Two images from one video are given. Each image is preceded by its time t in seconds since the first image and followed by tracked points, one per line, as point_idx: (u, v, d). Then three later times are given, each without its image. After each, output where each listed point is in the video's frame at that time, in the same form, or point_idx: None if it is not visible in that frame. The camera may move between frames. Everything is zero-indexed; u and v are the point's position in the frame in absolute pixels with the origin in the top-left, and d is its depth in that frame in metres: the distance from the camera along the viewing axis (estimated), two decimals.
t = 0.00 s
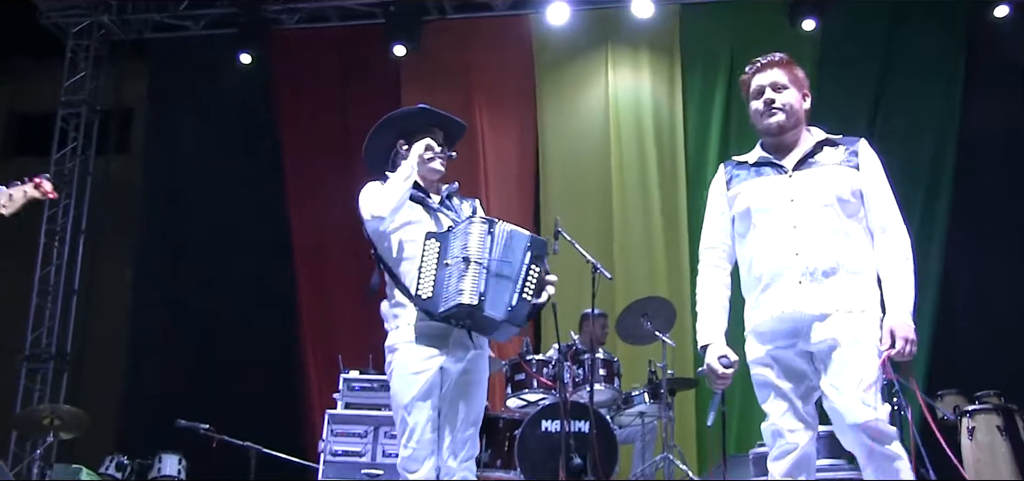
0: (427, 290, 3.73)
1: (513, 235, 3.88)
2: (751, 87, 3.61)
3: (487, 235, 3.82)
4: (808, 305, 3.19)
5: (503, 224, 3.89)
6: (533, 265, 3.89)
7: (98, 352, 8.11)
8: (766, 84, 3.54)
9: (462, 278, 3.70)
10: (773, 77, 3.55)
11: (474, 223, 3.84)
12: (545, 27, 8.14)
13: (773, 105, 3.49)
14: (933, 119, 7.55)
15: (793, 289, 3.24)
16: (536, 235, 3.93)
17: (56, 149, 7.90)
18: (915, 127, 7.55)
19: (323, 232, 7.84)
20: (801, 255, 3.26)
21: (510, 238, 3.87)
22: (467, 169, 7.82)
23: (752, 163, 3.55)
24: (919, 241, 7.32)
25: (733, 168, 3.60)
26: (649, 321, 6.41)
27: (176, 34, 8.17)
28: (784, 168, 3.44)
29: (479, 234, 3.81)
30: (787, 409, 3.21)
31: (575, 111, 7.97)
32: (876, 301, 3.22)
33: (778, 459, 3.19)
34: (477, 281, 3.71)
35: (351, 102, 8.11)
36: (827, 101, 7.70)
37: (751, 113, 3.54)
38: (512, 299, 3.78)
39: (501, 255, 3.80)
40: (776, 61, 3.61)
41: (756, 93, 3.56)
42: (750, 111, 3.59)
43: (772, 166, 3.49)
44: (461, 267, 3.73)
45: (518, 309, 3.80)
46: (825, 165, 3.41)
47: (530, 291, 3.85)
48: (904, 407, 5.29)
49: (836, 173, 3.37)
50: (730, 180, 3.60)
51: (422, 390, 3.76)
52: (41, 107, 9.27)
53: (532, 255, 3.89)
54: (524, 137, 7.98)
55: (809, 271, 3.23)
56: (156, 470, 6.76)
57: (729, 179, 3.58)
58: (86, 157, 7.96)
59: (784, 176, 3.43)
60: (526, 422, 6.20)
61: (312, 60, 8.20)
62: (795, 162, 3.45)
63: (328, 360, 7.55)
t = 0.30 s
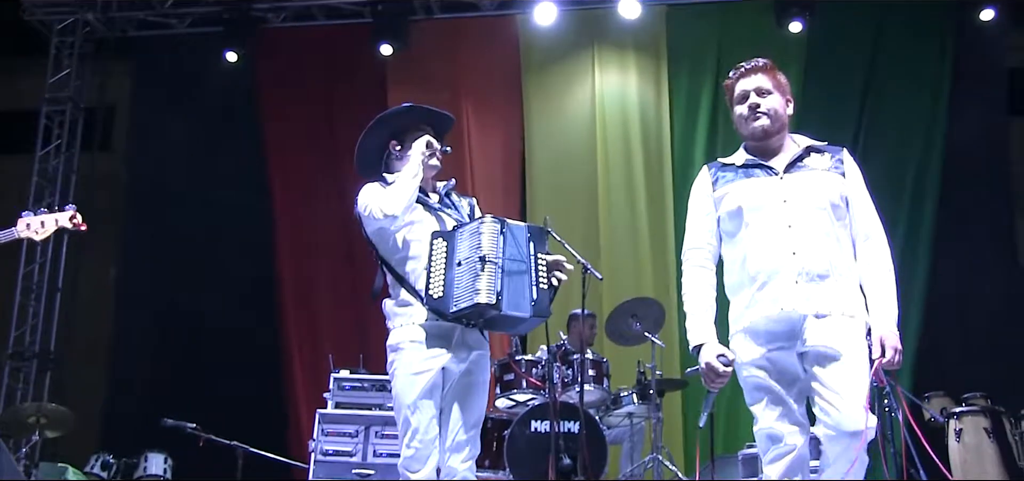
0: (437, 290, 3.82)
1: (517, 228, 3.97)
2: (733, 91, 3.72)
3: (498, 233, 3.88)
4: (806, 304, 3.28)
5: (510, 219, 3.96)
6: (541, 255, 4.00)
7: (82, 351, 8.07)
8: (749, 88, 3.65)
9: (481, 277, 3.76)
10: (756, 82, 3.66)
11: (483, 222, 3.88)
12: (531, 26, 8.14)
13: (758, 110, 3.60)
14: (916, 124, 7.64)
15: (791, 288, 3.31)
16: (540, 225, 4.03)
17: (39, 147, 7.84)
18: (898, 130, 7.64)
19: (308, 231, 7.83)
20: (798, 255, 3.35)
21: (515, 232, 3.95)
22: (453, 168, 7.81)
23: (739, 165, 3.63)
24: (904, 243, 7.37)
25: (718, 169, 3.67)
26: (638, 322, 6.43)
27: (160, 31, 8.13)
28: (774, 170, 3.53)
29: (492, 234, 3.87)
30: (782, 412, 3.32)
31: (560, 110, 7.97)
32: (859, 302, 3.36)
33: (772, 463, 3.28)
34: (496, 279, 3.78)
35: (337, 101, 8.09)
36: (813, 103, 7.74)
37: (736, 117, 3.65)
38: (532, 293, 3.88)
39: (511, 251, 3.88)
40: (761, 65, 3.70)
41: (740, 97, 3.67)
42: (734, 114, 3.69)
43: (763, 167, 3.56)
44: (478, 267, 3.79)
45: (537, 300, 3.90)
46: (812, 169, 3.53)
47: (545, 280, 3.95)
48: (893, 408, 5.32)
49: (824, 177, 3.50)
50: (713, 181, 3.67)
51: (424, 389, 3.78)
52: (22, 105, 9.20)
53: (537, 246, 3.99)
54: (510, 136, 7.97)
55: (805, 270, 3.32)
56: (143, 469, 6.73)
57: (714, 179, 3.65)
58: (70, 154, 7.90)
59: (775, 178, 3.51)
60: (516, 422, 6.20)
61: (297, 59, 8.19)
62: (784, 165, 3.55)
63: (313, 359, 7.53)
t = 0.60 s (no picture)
0: (416, 295, 3.78)
1: (492, 228, 3.90)
2: (733, 102, 3.79)
3: (469, 235, 3.85)
4: (806, 311, 3.29)
5: (485, 219, 3.91)
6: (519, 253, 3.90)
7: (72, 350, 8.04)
8: (748, 99, 3.72)
9: (447, 282, 3.76)
10: (754, 93, 3.74)
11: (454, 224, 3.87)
12: (522, 29, 8.16)
13: (756, 118, 3.66)
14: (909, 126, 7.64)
15: (792, 294, 3.32)
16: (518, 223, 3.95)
17: (29, 145, 7.80)
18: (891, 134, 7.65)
19: (298, 230, 7.79)
20: (800, 261, 3.37)
21: (490, 232, 3.89)
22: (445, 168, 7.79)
23: (739, 172, 3.65)
24: (895, 247, 7.39)
25: (716, 176, 3.69)
26: (632, 324, 6.44)
27: (151, 30, 8.09)
28: (774, 179, 3.56)
29: (463, 235, 3.85)
30: (787, 413, 3.22)
31: (552, 112, 7.97)
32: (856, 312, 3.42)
33: (772, 466, 3.19)
34: (462, 283, 3.76)
35: (328, 101, 8.07)
36: (805, 106, 7.76)
37: (734, 126, 3.70)
38: (506, 293, 3.81)
39: (482, 252, 3.84)
40: (758, 77, 3.78)
41: (739, 107, 3.74)
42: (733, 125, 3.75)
43: (761, 176, 3.60)
44: (446, 272, 3.78)
45: (515, 299, 3.82)
46: (811, 180, 3.59)
47: (522, 278, 3.86)
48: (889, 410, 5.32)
49: (823, 188, 3.56)
50: (711, 188, 3.67)
51: (413, 390, 3.77)
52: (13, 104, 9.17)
53: (513, 243, 3.90)
54: (502, 137, 7.96)
55: (806, 278, 3.34)
56: (133, 469, 6.69)
57: (713, 186, 3.65)
58: (60, 153, 7.87)
59: (775, 186, 3.55)
60: (509, 423, 6.19)
61: (290, 59, 8.18)
62: (783, 174, 3.59)
63: (304, 359, 7.50)
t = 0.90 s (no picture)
0: (376, 305, 3.88)
1: (433, 234, 3.88)
2: (741, 111, 4.33)
3: (405, 245, 3.87)
4: (796, 326, 3.83)
5: (424, 225, 3.90)
6: (461, 259, 3.89)
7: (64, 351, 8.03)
8: (756, 111, 4.26)
9: (388, 296, 3.83)
10: (763, 105, 4.29)
11: (397, 234, 3.91)
12: (515, 29, 8.16)
13: (764, 129, 4.20)
14: (902, 129, 7.66)
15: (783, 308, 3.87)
16: (458, 227, 3.91)
17: (20, 145, 7.78)
18: (883, 136, 7.66)
19: (289, 230, 7.78)
20: (790, 275, 3.92)
21: (431, 237, 3.87)
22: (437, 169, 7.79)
23: (739, 180, 4.19)
24: (888, 249, 7.41)
25: (720, 182, 4.22)
26: (626, 326, 6.45)
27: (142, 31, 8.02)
28: (776, 193, 4.12)
29: (403, 245, 3.88)
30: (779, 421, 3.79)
31: (545, 113, 7.97)
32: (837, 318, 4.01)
33: (761, 467, 3.72)
34: (400, 296, 3.82)
35: (320, 102, 8.05)
36: (798, 108, 7.77)
37: (744, 134, 4.23)
38: (443, 303, 3.82)
39: (421, 261, 3.84)
40: (766, 90, 4.34)
41: (747, 116, 4.28)
42: (739, 132, 4.28)
43: (765, 186, 4.14)
44: (388, 284, 3.85)
45: (454, 308, 3.84)
46: (808, 195, 4.15)
47: (462, 284, 3.86)
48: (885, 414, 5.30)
49: (820, 204, 4.13)
50: (713, 191, 4.20)
51: (392, 392, 3.92)
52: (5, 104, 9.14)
53: (453, 250, 3.88)
54: (495, 138, 7.97)
55: (797, 291, 3.88)
56: (125, 471, 6.67)
57: (715, 190, 4.18)
58: (51, 154, 7.85)
59: (775, 198, 4.11)
60: (505, 425, 6.18)
61: (282, 59, 8.17)
62: (781, 187, 4.15)
63: (296, 361, 7.49)
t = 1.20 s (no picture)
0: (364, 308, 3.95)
1: (400, 226, 3.93)
2: (747, 119, 4.34)
3: (380, 240, 3.95)
4: (797, 329, 3.89)
5: (395, 217, 3.97)
6: (431, 242, 3.90)
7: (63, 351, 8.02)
8: (763, 121, 4.26)
9: (369, 296, 3.91)
10: (768, 114, 4.30)
11: (372, 231, 3.99)
12: (514, 32, 8.16)
13: (771, 139, 4.21)
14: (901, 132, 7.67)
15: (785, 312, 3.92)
16: (421, 210, 3.93)
17: (16, 147, 7.76)
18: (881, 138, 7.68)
19: (288, 233, 7.76)
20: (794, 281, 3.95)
21: (398, 229, 3.93)
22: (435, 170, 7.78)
23: (742, 188, 4.19)
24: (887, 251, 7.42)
25: (723, 188, 4.22)
26: (627, 329, 6.45)
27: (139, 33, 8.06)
28: (778, 200, 4.13)
29: (377, 242, 3.95)
30: (769, 418, 3.76)
31: (544, 115, 7.96)
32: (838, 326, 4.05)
33: (745, 463, 3.74)
34: (379, 293, 3.88)
35: (318, 103, 8.04)
36: (796, 111, 7.79)
37: (750, 143, 4.24)
38: (419, 289, 3.83)
39: (393, 254, 3.89)
40: (771, 99, 4.35)
41: (753, 125, 4.29)
42: (745, 140, 4.29)
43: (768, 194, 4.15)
44: (369, 284, 3.93)
45: (431, 292, 3.84)
46: (809, 204, 4.16)
47: (434, 268, 3.87)
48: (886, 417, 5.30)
49: (822, 212, 4.14)
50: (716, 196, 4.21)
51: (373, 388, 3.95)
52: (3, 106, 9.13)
53: (420, 234, 3.90)
54: (494, 140, 7.96)
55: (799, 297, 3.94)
56: (123, 473, 6.65)
57: (719, 196, 4.18)
58: (49, 155, 7.84)
59: (778, 205, 4.12)
60: (505, 427, 6.18)
61: (280, 61, 8.16)
62: (783, 195, 4.16)
63: (295, 363, 7.49)
